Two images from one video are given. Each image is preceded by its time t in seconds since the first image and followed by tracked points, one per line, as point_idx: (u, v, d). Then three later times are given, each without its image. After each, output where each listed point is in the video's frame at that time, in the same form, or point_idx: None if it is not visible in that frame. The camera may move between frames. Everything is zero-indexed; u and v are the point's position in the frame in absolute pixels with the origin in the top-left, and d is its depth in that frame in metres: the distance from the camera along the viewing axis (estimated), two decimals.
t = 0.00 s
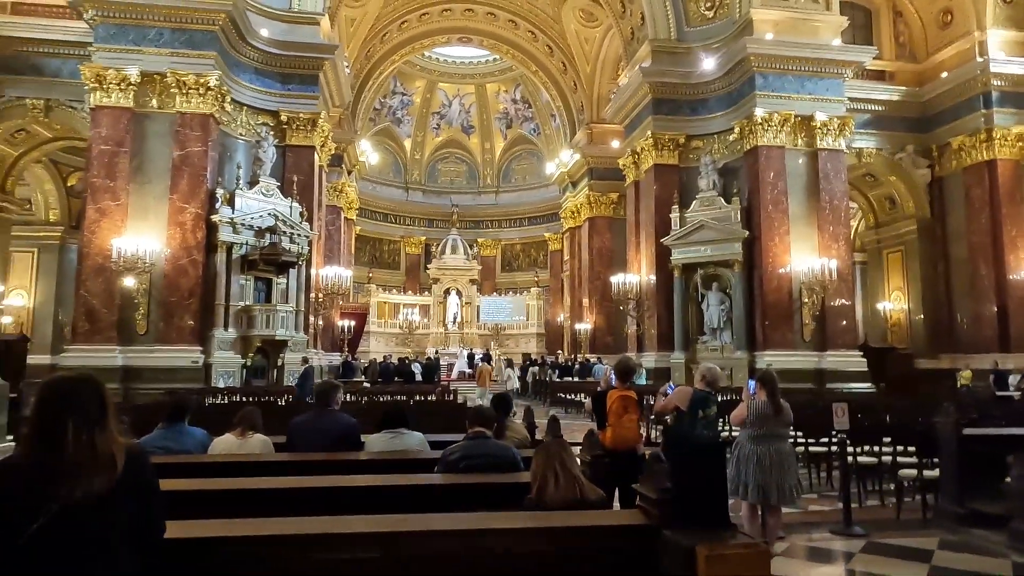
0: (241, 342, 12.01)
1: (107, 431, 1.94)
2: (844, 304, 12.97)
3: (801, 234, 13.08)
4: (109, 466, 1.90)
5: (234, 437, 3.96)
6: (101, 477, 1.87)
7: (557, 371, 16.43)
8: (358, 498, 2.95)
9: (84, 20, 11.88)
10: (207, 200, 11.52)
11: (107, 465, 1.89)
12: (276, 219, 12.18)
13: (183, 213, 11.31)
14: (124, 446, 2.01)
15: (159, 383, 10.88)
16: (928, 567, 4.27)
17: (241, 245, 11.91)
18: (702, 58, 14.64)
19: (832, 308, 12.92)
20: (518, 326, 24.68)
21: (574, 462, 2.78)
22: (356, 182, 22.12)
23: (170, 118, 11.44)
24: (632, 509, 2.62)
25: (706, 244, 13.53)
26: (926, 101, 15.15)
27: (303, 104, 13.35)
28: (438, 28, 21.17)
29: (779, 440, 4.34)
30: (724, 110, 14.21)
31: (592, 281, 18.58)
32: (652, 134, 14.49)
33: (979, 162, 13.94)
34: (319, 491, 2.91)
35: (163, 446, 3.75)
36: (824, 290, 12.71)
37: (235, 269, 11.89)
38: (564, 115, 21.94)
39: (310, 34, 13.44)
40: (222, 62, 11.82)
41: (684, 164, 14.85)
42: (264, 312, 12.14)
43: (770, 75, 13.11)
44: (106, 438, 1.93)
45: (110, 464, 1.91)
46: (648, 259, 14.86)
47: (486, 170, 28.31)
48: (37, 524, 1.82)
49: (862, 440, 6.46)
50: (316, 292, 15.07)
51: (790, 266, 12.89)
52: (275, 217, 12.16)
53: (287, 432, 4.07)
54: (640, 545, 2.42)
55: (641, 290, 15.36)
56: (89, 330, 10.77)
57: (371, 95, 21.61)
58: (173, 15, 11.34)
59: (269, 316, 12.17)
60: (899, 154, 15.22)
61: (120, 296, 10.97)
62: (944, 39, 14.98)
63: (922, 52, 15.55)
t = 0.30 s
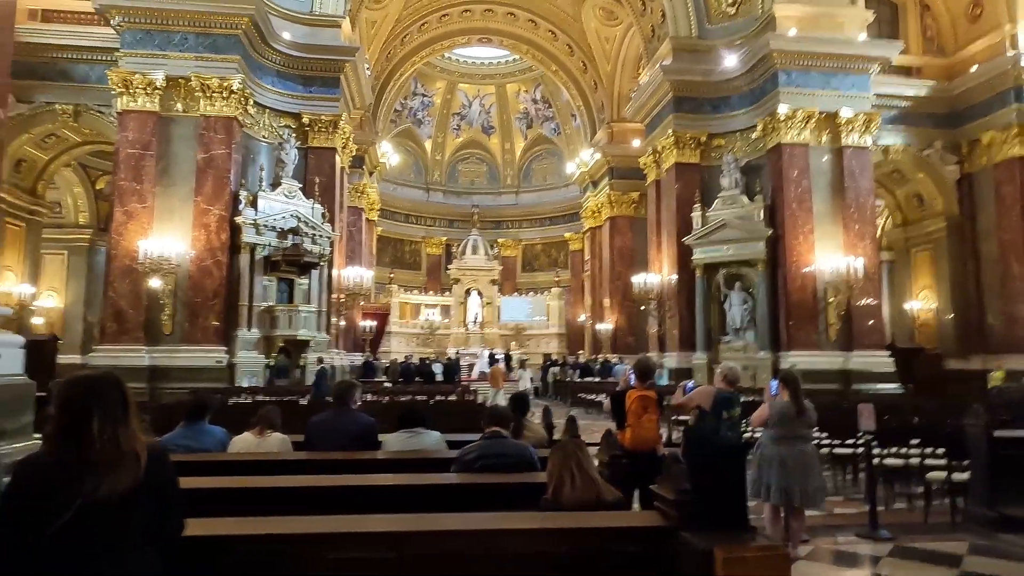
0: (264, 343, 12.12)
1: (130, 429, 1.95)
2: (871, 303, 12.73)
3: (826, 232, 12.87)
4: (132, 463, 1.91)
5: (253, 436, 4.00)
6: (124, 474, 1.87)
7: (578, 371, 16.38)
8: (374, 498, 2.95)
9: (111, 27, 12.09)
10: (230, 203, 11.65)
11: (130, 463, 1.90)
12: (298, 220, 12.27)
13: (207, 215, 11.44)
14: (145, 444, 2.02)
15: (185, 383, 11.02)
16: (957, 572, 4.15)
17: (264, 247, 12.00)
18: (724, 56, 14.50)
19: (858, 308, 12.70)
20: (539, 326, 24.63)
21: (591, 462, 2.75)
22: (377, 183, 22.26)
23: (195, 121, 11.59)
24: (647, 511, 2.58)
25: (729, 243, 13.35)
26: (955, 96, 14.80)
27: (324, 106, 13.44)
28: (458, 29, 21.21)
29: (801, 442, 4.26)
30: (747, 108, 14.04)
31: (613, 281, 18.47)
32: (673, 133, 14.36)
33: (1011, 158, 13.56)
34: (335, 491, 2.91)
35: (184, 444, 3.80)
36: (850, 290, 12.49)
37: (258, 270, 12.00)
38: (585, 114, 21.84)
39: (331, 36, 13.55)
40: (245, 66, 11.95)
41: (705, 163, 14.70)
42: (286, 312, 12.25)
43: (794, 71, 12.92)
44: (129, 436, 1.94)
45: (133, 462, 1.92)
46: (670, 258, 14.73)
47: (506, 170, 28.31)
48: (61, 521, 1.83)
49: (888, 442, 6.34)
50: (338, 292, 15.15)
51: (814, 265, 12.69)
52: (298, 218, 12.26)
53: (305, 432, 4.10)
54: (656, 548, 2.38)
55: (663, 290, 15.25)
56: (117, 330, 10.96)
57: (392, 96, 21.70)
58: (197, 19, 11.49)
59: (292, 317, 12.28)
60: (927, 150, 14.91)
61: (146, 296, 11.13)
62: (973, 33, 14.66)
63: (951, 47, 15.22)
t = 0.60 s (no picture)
0: (285, 345, 12.23)
1: (138, 428, 1.96)
2: (895, 303, 12.55)
3: (849, 231, 12.70)
4: (137, 463, 1.92)
5: (268, 437, 4.04)
6: (127, 474, 1.89)
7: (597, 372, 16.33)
8: (383, 499, 2.96)
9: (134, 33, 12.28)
10: (250, 206, 11.77)
11: (133, 464, 1.91)
12: (319, 223, 12.19)
13: (228, 218, 11.59)
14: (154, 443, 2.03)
15: (208, 384, 11.16)
16: None
17: (284, 249, 12.03)
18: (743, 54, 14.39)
19: (881, 308, 12.54)
20: (558, 327, 24.59)
21: (600, 463, 2.72)
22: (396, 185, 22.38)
23: (216, 126, 11.74)
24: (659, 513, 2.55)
25: (749, 243, 13.17)
26: (981, 92, 14.51)
27: (343, 109, 13.52)
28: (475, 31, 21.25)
29: (819, 443, 4.21)
30: (766, 106, 13.90)
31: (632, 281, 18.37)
32: (691, 132, 14.25)
33: None
34: (346, 492, 2.93)
35: (200, 445, 3.86)
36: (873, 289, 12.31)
37: (278, 272, 12.13)
38: (603, 114, 21.77)
39: (350, 40, 13.67)
40: (264, 70, 12.07)
41: (725, 162, 14.57)
42: (306, 314, 12.36)
43: (814, 68, 12.76)
44: (136, 435, 1.95)
45: (138, 462, 1.93)
46: (689, 258, 14.61)
47: (525, 171, 28.32)
48: (65, 520, 1.87)
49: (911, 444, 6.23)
50: (358, 294, 15.24)
51: (836, 264, 12.52)
52: (318, 221, 12.16)
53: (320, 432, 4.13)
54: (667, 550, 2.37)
55: (682, 290, 15.15)
56: (141, 332, 11.14)
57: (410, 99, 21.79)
58: (217, 25, 11.62)
59: (312, 319, 12.42)
60: (952, 147, 14.63)
61: (169, 299, 11.29)
62: (1000, 27, 14.38)
63: (977, 42, 14.94)
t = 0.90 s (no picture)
0: (302, 351, 12.30)
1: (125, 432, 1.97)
2: (918, 310, 12.29)
3: (869, 237, 12.51)
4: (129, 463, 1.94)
5: (277, 442, 4.07)
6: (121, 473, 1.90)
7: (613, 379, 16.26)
8: (388, 505, 2.99)
9: (156, 44, 12.49)
10: (269, 213, 11.87)
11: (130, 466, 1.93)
12: (335, 230, 12.41)
13: (247, 225, 11.66)
14: (147, 448, 2.04)
15: (227, 390, 11.26)
16: None
17: (301, 256, 12.18)
18: (760, 59, 14.30)
19: (904, 314, 12.28)
20: (574, 334, 24.51)
21: (602, 470, 2.70)
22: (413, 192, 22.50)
23: (236, 135, 11.88)
24: (661, 523, 2.53)
25: (768, 248, 13.06)
26: (1006, 94, 14.20)
27: (360, 117, 13.64)
28: (492, 38, 21.35)
29: (834, 452, 4.13)
30: (784, 111, 13.77)
31: (650, 288, 18.26)
32: (708, 137, 14.15)
33: None
34: (351, 498, 2.94)
35: (210, 450, 3.95)
36: (895, 296, 12.10)
37: (296, 279, 12.22)
38: (619, 120, 21.73)
39: (367, 49, 13.81)
40: (283, 79, 12.21)
41: (742, 167, 14.45)
42: (323, 320, 12.42)
43: (833, 72, 12.64)
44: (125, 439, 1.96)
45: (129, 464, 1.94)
46: (707, 265, 14.47)
47: (542, 178, 28.33)
48: (59, 521, 1.86)
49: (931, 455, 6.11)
50: (375, 301, 15.29)
51: (857, 270, 12.35)
52: (334, 228, 12.43)
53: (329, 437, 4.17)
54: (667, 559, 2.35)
55: (700, 296, 15.00)
56: (161, 338, 11.29)
57: (427, 106, 21.90)
58: (238, 36, 11.78)
59: (330, 325, 12.35)
60: (976, 150, 14.32)
61: (189, 305, 11.43)
62: None
63: (1001, 43, 14.66)
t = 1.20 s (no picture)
0: (311, 358, 12.33)
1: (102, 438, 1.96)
2: (931, 317, 12.16)
3: (880, 244, 12.41)
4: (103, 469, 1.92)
5: (280, 450, 4.11)
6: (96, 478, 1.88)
7: (622, 387, 16.19)
8: (388, 514, 3.00)
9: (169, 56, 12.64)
10: (280, 222, 11.94)
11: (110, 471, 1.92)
12: (344, 239, 12.54)
13: (257, 234, 11.74)
14: (127, 456, 2.02)
15: (236, 398, 11.30)
16: None
17: (311, 264, 12.26)
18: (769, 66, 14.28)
19: (917, 322, 12.14)
20: (584, 342, 24.46)
21: (599, 479, 2.68)
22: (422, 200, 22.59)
23: (247, 145, 11.99)
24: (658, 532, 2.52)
25: (778, 255, 13.00)
26: (1019, 100, 14.07)
27: (370, 127, 13.72)
28: (501, 47, 21.44)
29: (840, 461, 4.10)
30: (793, 118, 13.74)
31: (659, 296, 18.18)
32: (717, 144, 14.12)
33: None
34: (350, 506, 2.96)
35: (213, 458, 4.02)
36: (907, 303, 11.98)
37: (305, 287, 12.28)
38: (628, 128, 21.74)
39: (376, 59, 13.92)
40: (293, 90, 12.32)
41: (751, 174, 14.40)
42: (332, 329, 12.43)
43: (842, 79, 12.60)
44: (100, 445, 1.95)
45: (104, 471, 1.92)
46: (716, 272, 14.38)
47: (551, 186, 28.38)
48: (40, 525, 1.84)
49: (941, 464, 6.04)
50: (384, 309, 15.32)
51: (869, 277, 12.25)
52: (343, 236, 12.51)
53: (332, 446, 4.20)
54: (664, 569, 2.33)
55: (709, 304, 14.92)
56: (172, 347, 11.37)
57: (437, 115, 21.99)
58: (249, 47, 11.90)
59: (339, 333, 12.43)
60: (989, 156, 14.11)
61: (200, 315, 11.51)
62: None
63: (1013, 49, 14.54)
